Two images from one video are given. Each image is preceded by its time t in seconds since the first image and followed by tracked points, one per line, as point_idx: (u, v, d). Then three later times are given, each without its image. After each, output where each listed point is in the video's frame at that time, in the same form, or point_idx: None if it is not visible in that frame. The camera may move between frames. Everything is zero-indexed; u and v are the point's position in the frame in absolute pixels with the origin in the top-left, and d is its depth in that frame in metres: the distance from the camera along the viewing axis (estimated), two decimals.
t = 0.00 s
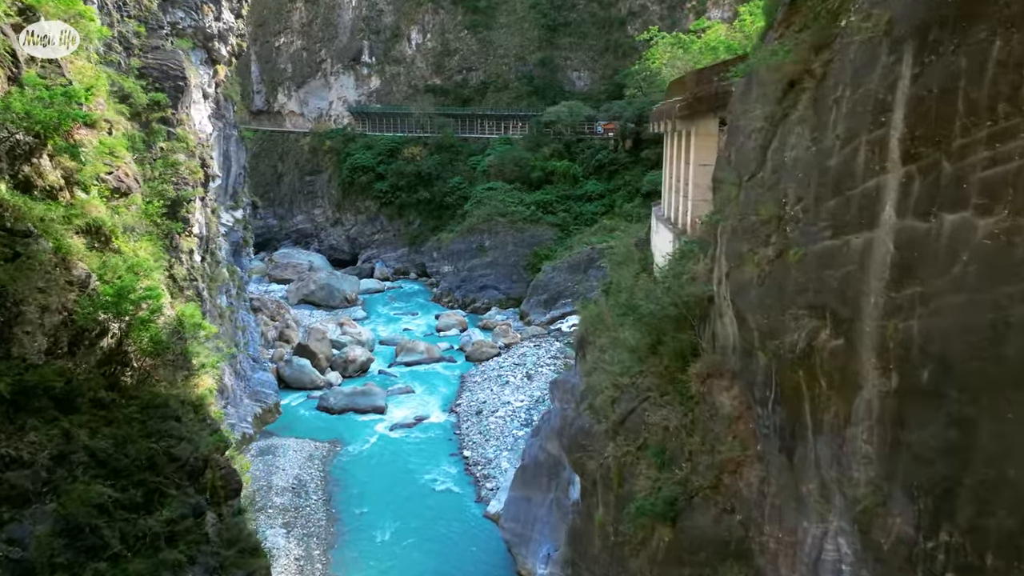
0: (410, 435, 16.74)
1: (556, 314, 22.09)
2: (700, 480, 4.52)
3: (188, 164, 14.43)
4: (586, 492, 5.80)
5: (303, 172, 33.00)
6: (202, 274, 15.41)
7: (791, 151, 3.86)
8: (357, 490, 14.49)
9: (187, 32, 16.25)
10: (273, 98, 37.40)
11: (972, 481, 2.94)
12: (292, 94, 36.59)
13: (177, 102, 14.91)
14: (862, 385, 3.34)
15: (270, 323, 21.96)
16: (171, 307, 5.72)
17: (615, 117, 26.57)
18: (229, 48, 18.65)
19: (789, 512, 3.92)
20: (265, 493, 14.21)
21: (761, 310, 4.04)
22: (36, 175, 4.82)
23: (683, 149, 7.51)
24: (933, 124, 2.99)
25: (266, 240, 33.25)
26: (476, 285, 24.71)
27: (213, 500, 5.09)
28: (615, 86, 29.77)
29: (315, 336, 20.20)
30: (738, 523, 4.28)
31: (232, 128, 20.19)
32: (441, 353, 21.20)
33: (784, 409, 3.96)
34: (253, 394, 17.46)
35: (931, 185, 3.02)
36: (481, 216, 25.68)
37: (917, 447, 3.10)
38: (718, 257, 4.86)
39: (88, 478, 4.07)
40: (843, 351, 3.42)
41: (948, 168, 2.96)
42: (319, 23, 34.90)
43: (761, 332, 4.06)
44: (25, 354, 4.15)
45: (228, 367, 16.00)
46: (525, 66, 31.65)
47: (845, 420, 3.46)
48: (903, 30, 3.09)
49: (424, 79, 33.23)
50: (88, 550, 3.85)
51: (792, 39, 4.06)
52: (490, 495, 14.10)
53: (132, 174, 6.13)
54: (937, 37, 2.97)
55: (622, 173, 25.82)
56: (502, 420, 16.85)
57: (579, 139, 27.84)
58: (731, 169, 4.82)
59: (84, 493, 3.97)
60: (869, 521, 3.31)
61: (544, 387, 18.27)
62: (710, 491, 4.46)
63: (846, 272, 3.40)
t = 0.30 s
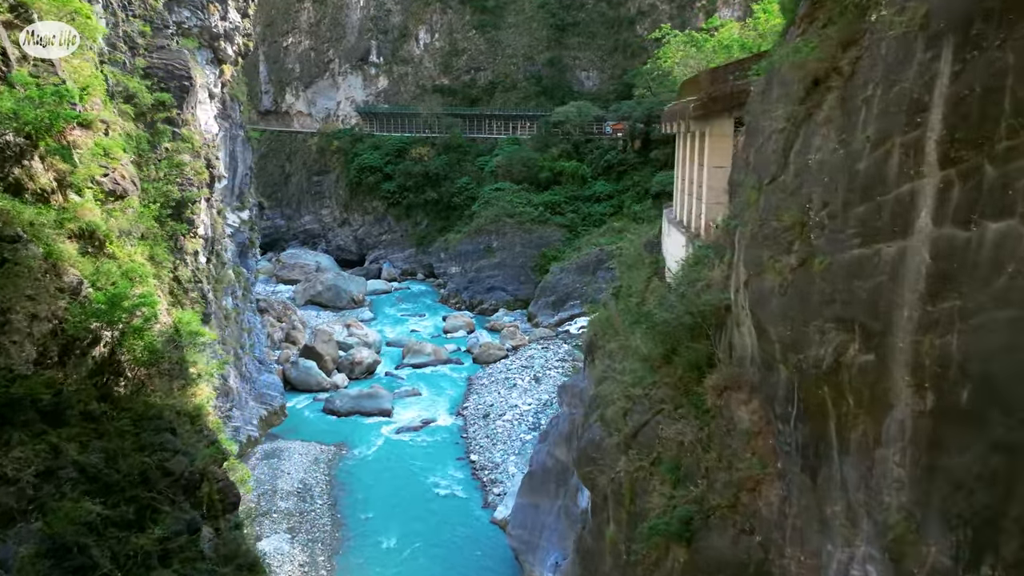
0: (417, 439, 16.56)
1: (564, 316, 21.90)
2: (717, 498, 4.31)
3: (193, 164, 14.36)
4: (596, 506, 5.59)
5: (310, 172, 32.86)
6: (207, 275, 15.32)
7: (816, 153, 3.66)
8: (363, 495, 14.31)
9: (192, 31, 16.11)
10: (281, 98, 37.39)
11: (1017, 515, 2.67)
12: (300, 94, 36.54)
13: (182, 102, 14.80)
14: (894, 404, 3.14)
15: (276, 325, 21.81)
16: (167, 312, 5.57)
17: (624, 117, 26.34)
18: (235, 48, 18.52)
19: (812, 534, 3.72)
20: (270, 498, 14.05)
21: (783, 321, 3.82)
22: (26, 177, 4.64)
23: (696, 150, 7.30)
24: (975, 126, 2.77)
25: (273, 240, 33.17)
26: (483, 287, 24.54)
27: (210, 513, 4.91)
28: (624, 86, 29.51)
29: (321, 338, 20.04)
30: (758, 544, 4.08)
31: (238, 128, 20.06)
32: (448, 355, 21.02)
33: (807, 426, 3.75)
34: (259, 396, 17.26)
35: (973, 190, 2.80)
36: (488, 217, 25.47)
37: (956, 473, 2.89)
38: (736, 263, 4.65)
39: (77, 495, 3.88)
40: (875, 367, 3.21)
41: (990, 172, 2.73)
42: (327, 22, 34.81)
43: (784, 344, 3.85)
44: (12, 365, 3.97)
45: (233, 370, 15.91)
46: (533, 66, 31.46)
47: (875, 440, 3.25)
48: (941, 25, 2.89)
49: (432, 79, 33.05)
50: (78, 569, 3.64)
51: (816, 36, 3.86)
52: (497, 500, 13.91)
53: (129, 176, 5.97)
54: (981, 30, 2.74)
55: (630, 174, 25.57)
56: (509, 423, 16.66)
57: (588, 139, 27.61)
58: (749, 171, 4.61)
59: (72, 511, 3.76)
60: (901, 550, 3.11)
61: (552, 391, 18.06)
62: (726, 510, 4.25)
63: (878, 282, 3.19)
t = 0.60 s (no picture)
0: (424, 442, 16.38)
1: (572, 317, 21.69)
2: (736, 517, 4.11)
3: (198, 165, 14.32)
4: (608, 521, 5.39)
5: (318, 172, 32.74)
6: (212, 277, 15.24)
7: (844, 156, 3.45)
8: (368, 500, 14.14)
9: (198, 31, 15.97)
10: (289, 98, 37.34)
11: None
12: (308, 94, 36.46)
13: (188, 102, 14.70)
14: (931, 426, 2.93)
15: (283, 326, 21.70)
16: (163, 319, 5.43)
17: (633, 117, 26.08)
18: (241, 48, 18.38)
19: (836, 561, 3.49)
20: (274, 502, 13.89)
21: (808, 333, 3.61)
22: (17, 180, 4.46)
23: (710, 151, 7.11)
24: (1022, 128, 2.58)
25: (281, 241, 33.09)
26: (491, 288, 24.36)
27: (206, 529, 4.72)
28: (634, 86, 29.22)
29: (327, 339, 19.88)
30: (778, 567, 3.86)
31: (244, 128, 19.93)
32: (455, 357, 20.83)
33: (833, 444, 3.53)
34: (264, 399, 17.13)
35: (1018, 197, 2.61)
36: (496, 217, 25.27)
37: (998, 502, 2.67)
38: (754, 270, 4.45)
39: (64, 513, 3.69)
40: (907, 386, 3.00)
41: None
42: (336, 22, 34.72)
43: (808, 357, 3.64)
44: None
45: (237, 372, 15.87)
46: (542, 66, 31.24)
47: (908, 463, 3.03)
48: (985, 17, 2.67)
49: (440, 79, 32.87)
50: None
51: (842, 31, 3.65)
52: (504, 506, 13.71)
53: (126, 178, 5.82)
54: None
55: (639, 174, 25.31)
56: (517, 427, 16.46)
57: (597, 140, 27.36)
58: (769, 173, 4.40)
59: (59, 530, 3.56)
60: None
61: (560, 394, 17.85)
62: (745, 531, 4.04)
63: (913, 295, 2.98)
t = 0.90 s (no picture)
0: (431, 446, 16.19)
1: (580, 319, 21.49)
2: (755, 539, 3.89)
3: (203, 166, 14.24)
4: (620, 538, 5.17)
5: (326, 172, 32.61)
6: (217, 279, 15.11)
7: (874, 159, 3.25)
8: (374, 504, 13.96)
9: (204, 30, 15.86)
10: (297, 99, 37.28)
11: None
12: (315, 94, 36.36)
13: (193, 103, 14.61)
14: (972, 450, 2.72)
15: (289, 327, 21.56)
16: (158, 328, 5.28)
17: (642, 117, 25.84)
18: (247, 48, 18.26)
19: None
20: (280, 507, 13.72)
21: (833, 346, 3.40)
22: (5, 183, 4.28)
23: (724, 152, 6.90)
24: None
25: (289, 241, 32.99)
26: (499, 289, 24.17)
27: (202, 544, 4.55)
28: (643, 86, 28.97)
29: (334, 341, 19.70)
30: None
31: (251, 128, 19.83)
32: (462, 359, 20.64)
33: (861, 464, 3.32)
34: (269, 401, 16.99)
35: None
36: (504, 218, 25.07)
37: None
38: (775, 278, 4.24)
39: (49, 534, 3.50)
40: (947, 407, 2.79)
41: None
42: (343, 22, 34.63)
43: (834, 372, 3.43)
44: None
45: (243, 375, 15.77)
46: (550, 66, 31.01)
47: (946, 489, 2.82)
48: None
49: (448, 79, 32.68)
50: None
51: (871, 26, 3.44)
52: (512, 511, 13.51)
53: (122, 181, 5.65)
54: None
55: (649, 175, 25.05)
56: (525, 431, 16.26)
57: (605, 140, 27.12)
58: (791, 176, 4.19)
59: (44, 551, 3.36)
60: None
61: (568, 397, 17.64)
62: (766, 554, 3.83)
63: (952, 309, 2.78)
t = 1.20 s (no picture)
0: (437, 449, 16.00)
1: (589, 321, 21.27)
2: (776, 563, 3.68)
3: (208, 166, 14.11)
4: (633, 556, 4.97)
5: (333, 172, 32.48)
6: (223, 281, 14.99)
7: (907, 162, 3.04)
8: (380, 509, 13.78)
9: (209, 30, 15.72)
10: (305, 99, 37.21)
11: None
12: (323, 94, 36.27)
13: (199, 103, 14.49)
14: (1017, 478, 2.52)
15: (296, 329, 21.44)
16: (153, 336, 5.16)
17: (652, 117, 25.60)
18: (254, 47, 18.11)
19: None
20: (284, 511, 13.57)
21: (863, 361, 3.19)
22: None
23: (740, 154, 6.68)
24: None
25: (296, 242, 32.91)
26: (506, 291, 23.99)
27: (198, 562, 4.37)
28: (652, 86, 28.72)
29: (340, 343, 19.53)
30: None
31: (257, 129, 19.69)
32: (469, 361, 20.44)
33: (892, 488, 3.10)
34: (275, 403, 16.87)
35: None
36: (512, 219, 24.87)
37: None
38: (797, 286, 4.02)
39: (33, 555, 3.30)
40: (991, 431, 2.60)
41: None
42: (351, 23, 34.53)
43: (863, 388, 3.22)
44: None
45: (248, 377, 15.64)
46: (559, 66, 30.79)
47: (990, 520, 2.62)
48: None
49: (456, 80, 32.50)
50: None
51: (904, 21, 3.24)
52: (519, 517, 13.31)
53: (118, 183, 5.50)
54: None
55: (658, 175, 24.81)
56: (532, 435, 16.07)
57: (614, 140, 26.89)
58: (814, 179, 3.98)
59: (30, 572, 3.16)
60: None
61: (576, 401, 17.43)
62: None
63: (998, 325, 2.59)
